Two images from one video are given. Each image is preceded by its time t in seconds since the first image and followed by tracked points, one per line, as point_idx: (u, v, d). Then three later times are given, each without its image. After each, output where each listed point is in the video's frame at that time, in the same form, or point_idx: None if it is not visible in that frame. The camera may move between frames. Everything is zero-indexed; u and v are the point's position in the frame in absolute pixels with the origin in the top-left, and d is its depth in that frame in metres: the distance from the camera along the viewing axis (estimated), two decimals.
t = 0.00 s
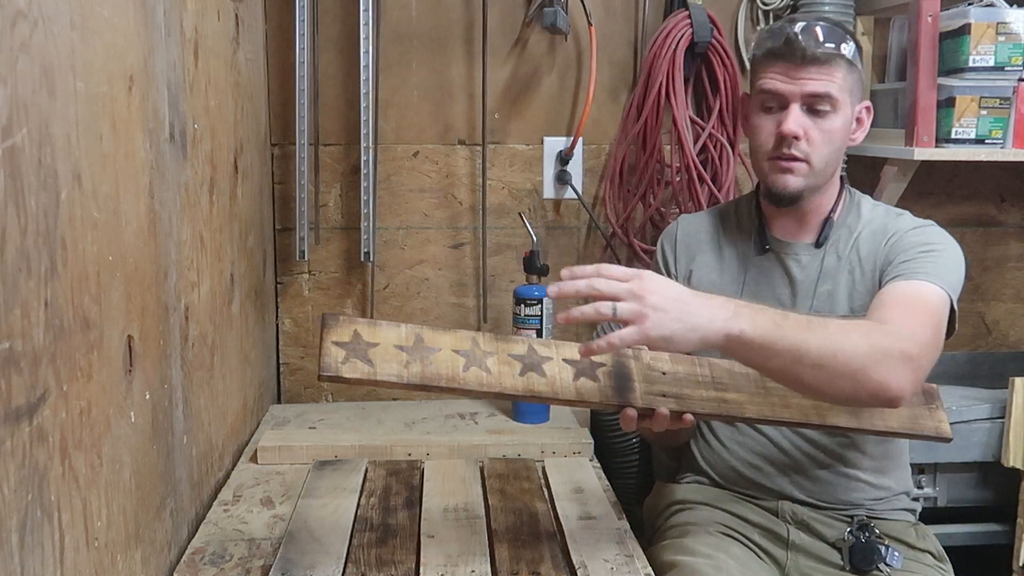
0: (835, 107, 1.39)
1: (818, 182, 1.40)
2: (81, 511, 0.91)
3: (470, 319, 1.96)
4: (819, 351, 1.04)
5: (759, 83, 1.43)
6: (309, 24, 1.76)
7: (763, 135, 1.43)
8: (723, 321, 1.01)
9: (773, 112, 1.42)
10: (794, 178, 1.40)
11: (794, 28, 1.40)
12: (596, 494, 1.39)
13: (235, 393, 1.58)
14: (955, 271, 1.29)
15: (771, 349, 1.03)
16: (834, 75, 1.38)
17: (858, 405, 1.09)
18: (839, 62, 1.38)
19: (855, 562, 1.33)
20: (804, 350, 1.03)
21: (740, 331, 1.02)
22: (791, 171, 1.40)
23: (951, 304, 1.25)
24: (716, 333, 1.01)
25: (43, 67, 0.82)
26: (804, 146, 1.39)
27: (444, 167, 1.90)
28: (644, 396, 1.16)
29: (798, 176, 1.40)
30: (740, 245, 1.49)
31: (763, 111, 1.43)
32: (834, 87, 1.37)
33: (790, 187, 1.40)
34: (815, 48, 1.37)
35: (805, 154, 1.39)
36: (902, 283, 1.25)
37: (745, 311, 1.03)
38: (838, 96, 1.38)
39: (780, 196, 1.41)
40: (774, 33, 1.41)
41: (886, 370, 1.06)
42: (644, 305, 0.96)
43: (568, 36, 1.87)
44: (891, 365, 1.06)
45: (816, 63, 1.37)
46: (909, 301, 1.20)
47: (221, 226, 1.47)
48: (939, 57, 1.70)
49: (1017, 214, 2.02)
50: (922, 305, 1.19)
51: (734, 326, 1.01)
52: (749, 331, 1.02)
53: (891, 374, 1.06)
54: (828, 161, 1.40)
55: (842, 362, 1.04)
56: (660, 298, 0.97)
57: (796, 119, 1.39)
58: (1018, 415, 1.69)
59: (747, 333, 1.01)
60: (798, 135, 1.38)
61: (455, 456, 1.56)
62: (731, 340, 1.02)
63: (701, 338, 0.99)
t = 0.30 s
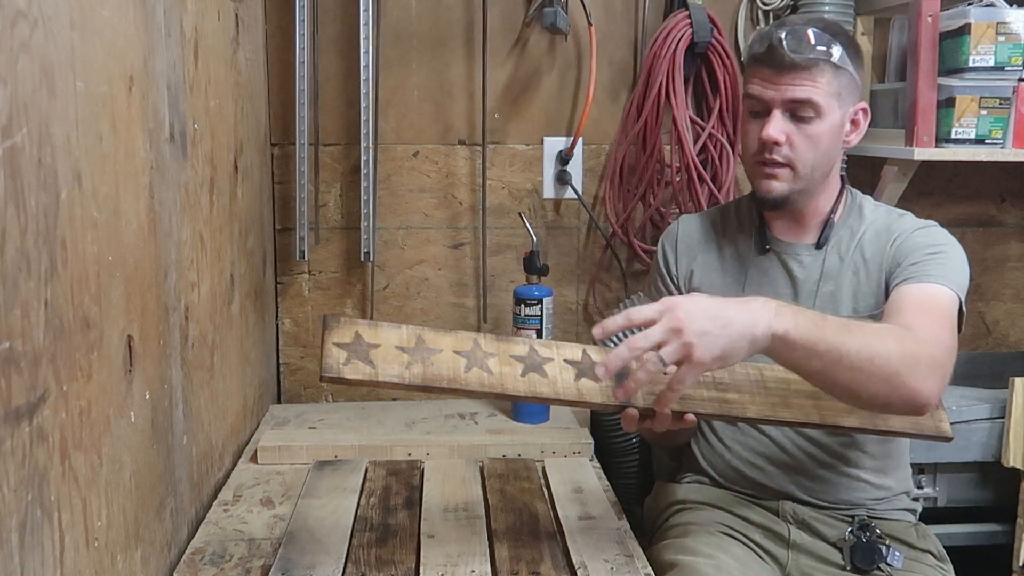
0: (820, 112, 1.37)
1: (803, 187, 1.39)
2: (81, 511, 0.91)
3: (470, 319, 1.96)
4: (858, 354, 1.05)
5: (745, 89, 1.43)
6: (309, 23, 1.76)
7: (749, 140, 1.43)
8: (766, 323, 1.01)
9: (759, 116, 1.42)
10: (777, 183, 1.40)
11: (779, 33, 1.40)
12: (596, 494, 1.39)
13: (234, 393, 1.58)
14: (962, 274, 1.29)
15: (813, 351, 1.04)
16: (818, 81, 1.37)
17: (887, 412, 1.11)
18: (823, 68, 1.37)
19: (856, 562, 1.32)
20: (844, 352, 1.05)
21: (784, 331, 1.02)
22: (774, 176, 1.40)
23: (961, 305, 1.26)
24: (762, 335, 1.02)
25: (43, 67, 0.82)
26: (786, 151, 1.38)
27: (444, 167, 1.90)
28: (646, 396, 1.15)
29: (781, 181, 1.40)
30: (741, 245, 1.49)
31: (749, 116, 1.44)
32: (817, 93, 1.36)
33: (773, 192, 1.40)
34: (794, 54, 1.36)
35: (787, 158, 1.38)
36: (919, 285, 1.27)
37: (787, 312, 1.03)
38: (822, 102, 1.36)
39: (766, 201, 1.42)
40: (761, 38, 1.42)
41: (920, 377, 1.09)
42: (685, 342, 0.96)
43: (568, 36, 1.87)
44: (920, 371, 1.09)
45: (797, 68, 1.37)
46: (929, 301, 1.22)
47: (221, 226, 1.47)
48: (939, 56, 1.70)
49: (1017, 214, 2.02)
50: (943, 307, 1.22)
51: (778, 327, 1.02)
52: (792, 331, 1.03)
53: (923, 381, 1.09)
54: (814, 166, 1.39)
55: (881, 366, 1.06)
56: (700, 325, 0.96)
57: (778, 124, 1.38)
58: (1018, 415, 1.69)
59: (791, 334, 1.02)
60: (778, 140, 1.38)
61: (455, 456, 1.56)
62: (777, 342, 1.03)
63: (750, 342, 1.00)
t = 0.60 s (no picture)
0: (829, 113, 1.37)
1: (806, 186, 1.39)
2: (81, 511, 0.91)
3: (470, 319, 1.96)
4: (819, 334, 1.06)
5: (756, 85, 1.43)
6: (309, 23, 1.76)
7: (756, 134, 1.43)
8: (722, 295, 1.04)
9: (769, 113, 1.42)
10: (780, 180, 1.39)
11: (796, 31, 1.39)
12: (596, 495, 1.39)
13: (235, 393, 1.58)
14: (960, 278, 1.29)
15: (771, 326, 1.06)
16: (831, 82, 1.37)
17: (853, 400, 1.11)
18: (837, 69, 1.37)
19: (856, 562, 1.32)
20: (803, 331, 1.06)
21: (738, 304, 1.05)
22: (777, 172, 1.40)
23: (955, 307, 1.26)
24: (716, 308, 1.05)
25: (42, 67, 0.82)
26: (792, 150, 1.38)
27: (445, 167, 1.90)
28: (652, 397, 1.15)
29: (783, 177, 1.39)
30: (742, 245, 1.49)
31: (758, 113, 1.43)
32: (829, 94, 1.36)
33: (775, 189, 1.39)
34: (811, 53, 1.36)
35: (792, 156, 1.38)
36: (909, 284, 1.26)
37: (745, 286, 1.06)
38: (832, 103, 1.37)
39: (767, 197, 1.42)
40: (779, 34, 1.41)
41: (886, 367, 1.08)
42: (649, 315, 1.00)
43: (568, 36, 1.87)
44: (888, 359, 1.08)
45: (812, 68, 1.36)
46: (913, 301, 1.22)
47: (221, 226, 1.47)
48: (939, 56, 1.70)
49: (1017, 214, 2.02)
50: (926, 306, 1.21)
51: (734, 300, 1.05)
52: (747, 305, 1.05)
53: (889, 373, 1.08)
54: (818, 166, 1.39)
55: (842, 350, 1.06)
56: (656, 297, 1.00)
57: (786, 122, 1.38)
58: (1018, 414, 1.69)
59: (745, 306, 1.05)
60: (786, 138, 1.37)
61: (455, 456, 1.56)
62: (734, 315, 1.05)
63: (705, 312, 1.03)
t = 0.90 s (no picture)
0: (825, 119, 1.37)
1: (805, 192, 1.39)
2: (81, 511, 0.91)
3: (470, 319, 1.97)
4: (825, 339, 1.06)
5: (750, 93, 1.42)
6: (309, 23, 1.76)
7: (751, 142, 1.43)
8: (738, 295, 1.05)
9: (764, 121, 1.41)
10: (778, 187, 1.40)
11: (788, 36, 1.38)
12: (597, 495, 1.39)
13: (235, 393, 1.58)
14: (958, 282, 1.29)
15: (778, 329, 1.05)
16: (825, 88, 1.36)
17: (851, 408, 1.12)
18: (830, 75, 1.36)
19: (855, 562, 1.33)
20: (809, 337, 1.05)
21: (752, 305, 1.05)
22: (775, 179, 1.40)
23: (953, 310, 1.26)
24: (729, 307, 1.05)
25: (42, 67, 0.82)
26: (788, 157, 1.38)
27: (444, 167, 1.90)
28: (642, 396, 1.15)
29: (782, 186, 1.39)
30: (740, 246, 1.49)
31: (753, 120, 1.43)
32: (823, 101, 1.36)
33: (773, 196, 1.40)
34: (802, 61, 1.35)
35: (790, 164, 1.39)
36: (908, 288, 1.26)
37: (759, 287, 1.07)
38: (827, 109, 1.36)
39: (765, 204, 1.42)
40: (770, 39, 1.40)
41: (888, 380, 1.08)
42: (658, 316, 1.02)
43: (568, 36, 1.87)
44: (890, 371, 1.08)
45: (805, 76, 1.36)
46: (912, 307, 1.21)
47: (221, 226, 1.47)
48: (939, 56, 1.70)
49: (1017, 214, 2.02)
50: (926, 312, 1.20)
51: (748, 300, 1.05)
52: (760, 307, 1.05)
53: (890, 386, 1.08)
54: (815, 171, 1.39)
55: (846, 357, 1.06)
56: (668, 296, 1.02)
57: (782, 130, 1.38)
58: (1018, 415, 1.69)
59: (758, 308, 1.05)
60: (782, 146, 1.37)
61: (455, 456, 1.56)
62: (748, 315, 1.06)
63: (719, 310, 1.04)
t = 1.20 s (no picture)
0: (816, 118, 1.36)
1: (799, 192, 1.39)
2: (81, 511, 0.91)
3: (470, 319, 1.97)
4: (861, 366, 1.11)
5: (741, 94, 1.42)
6: (309, 23, 1.76)
7: (744, 143, 1.42)
8: (776, 323, 1.05)
9: (756, 121, 1.41)
10: (773, 187, 1.39)
11: (778, 36, 1.38)
12: (596, 494, 1.39)
13: (235, 393, 1.58)
14: (961, 286, 1.31)
15: (820, 356, 1.09)
16: (815, 87, 1.36)
17: (880, 431, 1.18)
18: (820, 74, 1.36)
19: (855, 562, 1.33)
20: (849, 364, 1.10)
21: (791, 331, 1.06)
22: (769, 180, 1.40)
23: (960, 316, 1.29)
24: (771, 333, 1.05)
25: (42, 67, 0.82)
26: (782, 156, 1.38)
27: (444, 167, 1.90)
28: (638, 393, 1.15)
29: (776, 186, 1.39)
30: (738, 246, 1.49)
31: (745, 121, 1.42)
32: (814, 100, 1.36)
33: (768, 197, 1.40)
34: (791, 60, 1.35)
35: (783, 164, 1.38)
36: (917, 298, 1.29)
37: (792, 313, 1.08)
38: (818, 108, 1.36)
39: (759, 205, 1.42)
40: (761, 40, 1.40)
41: (918, 400, 1.15)
42: (702, 354, 1.00)
43: (567, 36, 1.87)
44: (917, 394, 1.16)
45: (795, 75, 1.36)
46: (927, 323, 1.25)
47: (221, 226, 1.47)
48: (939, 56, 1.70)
49: (1017, 214, 2.02)
50: (940, 325, 1.25)
51: (786, 328, 1.06)
52: (800, 333, 1.07)
53: (919, 406, 1.16)
54: (809, 170, 1.39)
55: (880, 383, 1.12)
56: (710, 335, 1.01)
57: (774, 130, 1.37)
58: (1018, 415, 1.69)
59: (797, 334, 1.06)
60: (775, 146, 1.37)
61: (455, 456, 1.56)
62: (787, 343, 1.07)
63: (762, 339, 1.04)
